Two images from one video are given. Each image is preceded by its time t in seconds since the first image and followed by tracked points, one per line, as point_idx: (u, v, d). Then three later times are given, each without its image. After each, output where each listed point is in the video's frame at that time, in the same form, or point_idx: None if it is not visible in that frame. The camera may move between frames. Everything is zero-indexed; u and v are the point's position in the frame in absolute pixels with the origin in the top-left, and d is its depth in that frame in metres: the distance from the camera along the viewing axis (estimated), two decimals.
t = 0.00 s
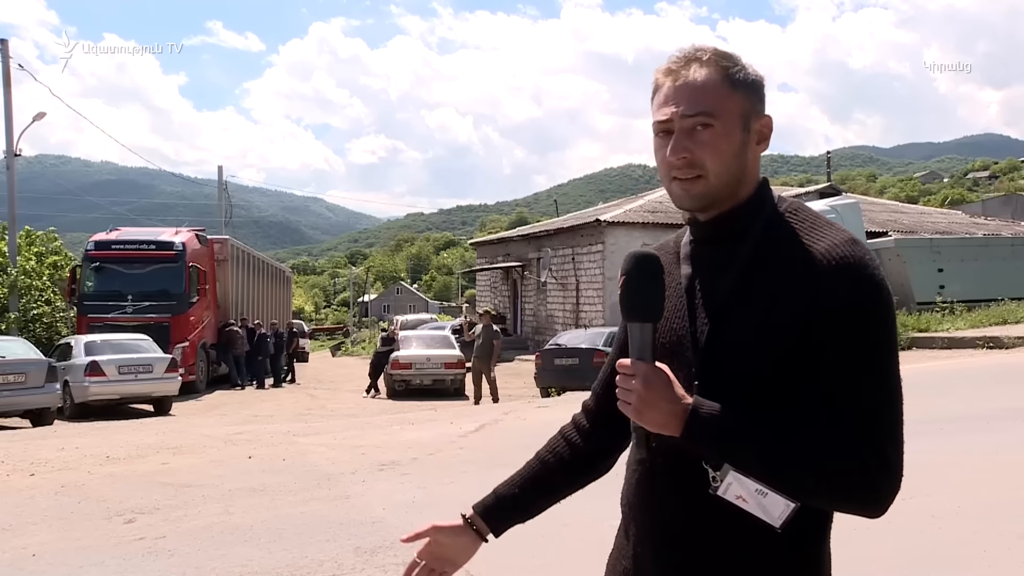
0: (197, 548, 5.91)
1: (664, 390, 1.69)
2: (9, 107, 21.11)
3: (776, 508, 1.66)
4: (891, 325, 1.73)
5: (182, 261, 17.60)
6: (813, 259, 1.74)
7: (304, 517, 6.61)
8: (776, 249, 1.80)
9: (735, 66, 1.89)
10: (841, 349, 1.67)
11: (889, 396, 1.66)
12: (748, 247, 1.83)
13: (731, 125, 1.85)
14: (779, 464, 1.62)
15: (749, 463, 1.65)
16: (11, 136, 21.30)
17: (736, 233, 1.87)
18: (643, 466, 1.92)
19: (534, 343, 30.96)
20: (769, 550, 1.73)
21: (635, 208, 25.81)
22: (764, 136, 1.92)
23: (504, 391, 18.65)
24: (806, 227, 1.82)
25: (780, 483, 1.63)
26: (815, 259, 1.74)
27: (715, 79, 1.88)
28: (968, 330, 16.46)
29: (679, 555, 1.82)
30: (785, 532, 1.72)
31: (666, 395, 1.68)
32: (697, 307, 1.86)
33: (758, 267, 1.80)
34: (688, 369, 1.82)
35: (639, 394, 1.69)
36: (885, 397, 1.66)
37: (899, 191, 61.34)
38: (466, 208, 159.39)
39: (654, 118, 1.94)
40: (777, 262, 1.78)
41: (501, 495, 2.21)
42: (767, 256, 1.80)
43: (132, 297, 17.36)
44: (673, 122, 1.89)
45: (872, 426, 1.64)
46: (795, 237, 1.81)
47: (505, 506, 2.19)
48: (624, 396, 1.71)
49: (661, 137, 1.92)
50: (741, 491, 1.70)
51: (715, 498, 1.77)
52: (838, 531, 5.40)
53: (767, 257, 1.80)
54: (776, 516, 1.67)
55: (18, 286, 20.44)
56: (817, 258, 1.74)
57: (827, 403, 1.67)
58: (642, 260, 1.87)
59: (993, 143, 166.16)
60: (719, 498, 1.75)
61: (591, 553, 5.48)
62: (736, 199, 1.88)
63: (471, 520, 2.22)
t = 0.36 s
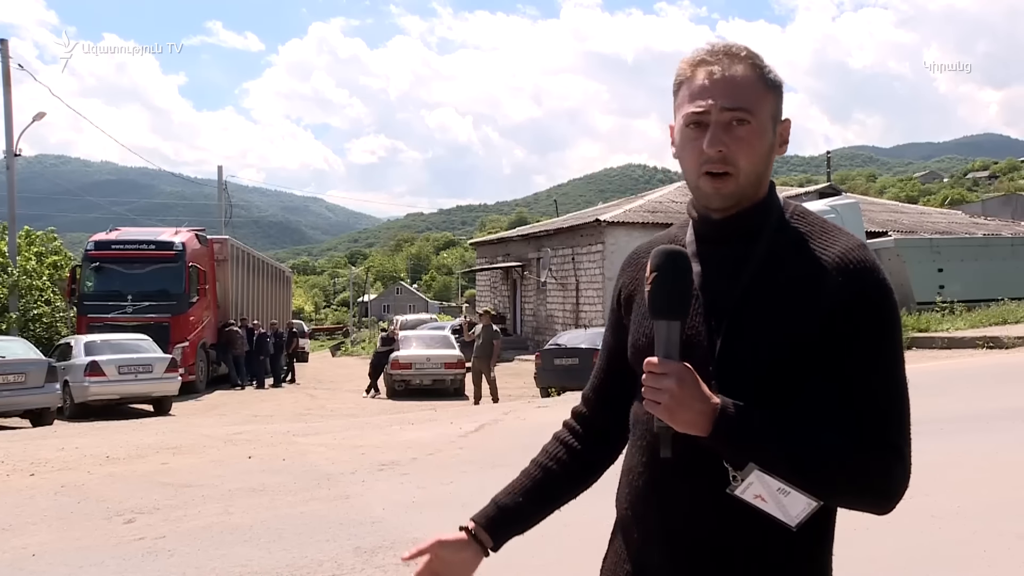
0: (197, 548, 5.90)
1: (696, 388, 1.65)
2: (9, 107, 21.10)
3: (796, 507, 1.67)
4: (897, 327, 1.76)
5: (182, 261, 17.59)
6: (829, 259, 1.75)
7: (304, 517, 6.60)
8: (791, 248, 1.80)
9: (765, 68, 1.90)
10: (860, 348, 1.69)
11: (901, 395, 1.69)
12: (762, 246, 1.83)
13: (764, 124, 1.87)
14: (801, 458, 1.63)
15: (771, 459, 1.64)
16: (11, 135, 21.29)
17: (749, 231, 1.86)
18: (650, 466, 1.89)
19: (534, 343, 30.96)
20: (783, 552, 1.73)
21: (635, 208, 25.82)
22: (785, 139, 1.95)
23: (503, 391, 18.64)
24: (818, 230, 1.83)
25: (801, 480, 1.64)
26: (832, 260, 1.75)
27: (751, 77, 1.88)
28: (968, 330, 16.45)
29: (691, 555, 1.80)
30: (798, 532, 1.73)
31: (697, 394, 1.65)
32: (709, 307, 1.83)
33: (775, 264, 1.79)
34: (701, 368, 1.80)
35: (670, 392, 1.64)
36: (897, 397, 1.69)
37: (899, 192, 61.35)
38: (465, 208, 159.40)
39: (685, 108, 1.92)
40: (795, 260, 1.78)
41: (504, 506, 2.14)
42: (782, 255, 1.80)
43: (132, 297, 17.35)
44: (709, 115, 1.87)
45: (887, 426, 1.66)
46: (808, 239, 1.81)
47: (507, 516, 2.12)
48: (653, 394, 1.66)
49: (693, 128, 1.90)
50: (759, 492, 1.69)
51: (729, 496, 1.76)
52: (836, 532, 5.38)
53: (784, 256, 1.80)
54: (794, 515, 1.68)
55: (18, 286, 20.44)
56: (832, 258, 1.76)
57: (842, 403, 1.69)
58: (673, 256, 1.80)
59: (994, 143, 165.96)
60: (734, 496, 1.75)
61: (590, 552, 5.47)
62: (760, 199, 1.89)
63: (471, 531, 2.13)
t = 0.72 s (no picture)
0: (197, 548, 5.89)
1: (709, 388, 1.64)
2: (9, 107, 21.10)
3: (796, 506, 1.70)
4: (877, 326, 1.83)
5: (182, 261, 17.58)
6: (823, 256, 1.78)
7: (304, 517, 6.59)
8: (786, 245, 1.81)
9: (762, 70, 1.93)
10: (854, 345, 1.73)
11: (887, 391, 1.77)
12: (757, 243, 1.83)
13: (761, 124, 1.89)
14: (799, 455, 1.68)
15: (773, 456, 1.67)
16: (11, 135, 21.28)
17: (742, 229, 1.87)
18: (647, 469, 1.87)
19: (534, 343, 30.96)
20: (779, 551, 1.76)
21: (636, 208, 25.82)
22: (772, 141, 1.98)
23: (503, 391, 18.62)
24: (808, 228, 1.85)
25: (800, 474, 1.68)
26: (825, 257, 1.77)
27: (748, 77, 1.90)
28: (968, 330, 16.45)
29: (690, 554, 1.79)
30: (791, 531, 1.76)
31: (712, 393, 1.63)
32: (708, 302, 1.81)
33: (771, 261, 1.80)
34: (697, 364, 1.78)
35: (686, 392, 1.61)
36: (882, 393, 1.76)
37: (898, 192, 61.30)
38: (465, 208, 159.40)
39: (683, 104, 1.92)
40: (792, 257, 1.79)
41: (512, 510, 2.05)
42: (776, 252, 1.81)
43: (132, 297, 17.35)
44: (709, 112, 1.88)
45: (877, 422, 1.74)
46: (797, 239, 1.83)
47: (518, 519, 2.04)
48: (667, 394, 1.62)
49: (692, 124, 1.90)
50: (760, 490, 1.70)
51: (728, 494, 1.76)
52: (836, 531, 5.37)
53: (776, 253, 1.80)
54: (793, 514, 1.71)
55: (18, 286, 20.42)
56: (824, 255, 1.79)
57: (833, 400, 1.75)
58: (683, 254, 1.75)
59: (993, 143, 165.75)
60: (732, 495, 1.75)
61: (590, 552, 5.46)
62: (753, 198, 1.91)
63: (487, 535, 2.00)
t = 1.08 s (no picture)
0: (197, 548, 5.88)
1: (694, 389, 1.67)
2: (9, 107, 21.10)
3: (770, 507, 1.73)
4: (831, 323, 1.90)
5: (182, 261, 17.57)
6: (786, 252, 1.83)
7: (304, 517, 6.59)
8: (751, 243, 1.84)
9: (726, 68, 1.94)
10: (818, 338, 1.80)
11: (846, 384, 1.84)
12: (724, 238, 1.85)
13: (727, 120, 1.89)
14: (771, 446, 1.73)
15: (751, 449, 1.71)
16: (11, 135, 21.29)
17: (708, 225, 1.87)
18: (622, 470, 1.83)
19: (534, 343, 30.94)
20: (752, 552, 1.78)
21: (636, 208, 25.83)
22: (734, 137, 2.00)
23: (502, 391, 18.61)
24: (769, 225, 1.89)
25: (770, 467, 1.75)
26: (789, 253, 1.82)
27: (713, 73, 1.90)
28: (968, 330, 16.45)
29: (666, 555, 1.78)
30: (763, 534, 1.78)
31: (697, 394, 1.67)
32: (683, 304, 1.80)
33: (740, 257, 1.82)
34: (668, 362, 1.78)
35: (675, 391, 1.65)
36: (842, 383, 1.83)
37: (898, 192, 61.35)
38: (465, 208, 159.38)
39: (649, 101, 1.91)
40: (758, 253, 1.82)
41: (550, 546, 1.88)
42: (743, 248, 1.83)
43: (132, 297, 17.33)
44: (675, 109, 1.88)
45: (837, 409, 1.81)
46: (759, 235, 1.86)
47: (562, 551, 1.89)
48: (658, 393, 1.65)
49: (658, 121, 1.90)
50: (736, 489, 1.72)
51: (704, 493, 1.77)
52: (835, 531, 5.35)
53: (744, 250, 1.82)
54: (765, 516, 1.74)
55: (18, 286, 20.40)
56: (788, 250, 1.83)
57: (798, 395, 1.82)
58: (663, 253, 1.74)
59: (993, 143, 165.78)
60: (710, 494, 1.76)
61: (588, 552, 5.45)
62: (718, 195, 1.91)
63: None
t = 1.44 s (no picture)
0: (197, 549, 5.87)
1: (659, 387, 1.69)
2: (9, 107, 21.07)
3: (729, 516, 1.76)
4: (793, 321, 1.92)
5: (182, 261, 17.57)
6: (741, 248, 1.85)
7: (304, 517, 6.57)
8: (708, 241, 1.86)
9: (666, 65, 1.94)
10: (780, 335, 1.82)
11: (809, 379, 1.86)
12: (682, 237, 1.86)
13: (670, 118, 1.90)
14: (734, 445, 1.76)
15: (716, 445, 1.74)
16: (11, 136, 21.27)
17: (666, 225, 1.89)
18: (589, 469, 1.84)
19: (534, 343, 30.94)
20: (713, 556, 1.80)
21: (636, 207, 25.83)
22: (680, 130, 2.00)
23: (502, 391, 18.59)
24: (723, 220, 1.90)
25: (733, 461, 1.78)
26: (746, 249, 1.84)
27: (652, 72, 1.90)
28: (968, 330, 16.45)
29: (630, 555, 1.80)
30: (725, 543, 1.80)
31: (662, 390, 1.69)
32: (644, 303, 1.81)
33: (698, 256, 1.84)
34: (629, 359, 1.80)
35: (641, 389, 1.66)
36: (805, 380, 1.85)
37: (898, 192, 61.36)
38: (465, 208, 159.31)
39: (592, 105, 1.92)
40: (715, 251, 1.84)
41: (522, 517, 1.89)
42: (702, 247, 1.85)
43: (132, 297, 17.33)
44: (618, 111, 1.88)
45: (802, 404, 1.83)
46: (716, 231, 1.88)
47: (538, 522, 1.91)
48: (624, 392, 1.66)
49: (602, 124, 1.90)
50: (700, 488, 1.75)
51: (670, 491, 1.80)
52: (835, 531, 5.34)
53: (702, 247, 1.85)
54: (724, 526, 1.76)
55: (19, 286, 20.38)
56: (744, 247, 1.86)
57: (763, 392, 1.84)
58: (622, 254, 1.76)
59: (993, 143, 165.77)
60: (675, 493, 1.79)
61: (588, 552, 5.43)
62: (670, 192, 1.93)
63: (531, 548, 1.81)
